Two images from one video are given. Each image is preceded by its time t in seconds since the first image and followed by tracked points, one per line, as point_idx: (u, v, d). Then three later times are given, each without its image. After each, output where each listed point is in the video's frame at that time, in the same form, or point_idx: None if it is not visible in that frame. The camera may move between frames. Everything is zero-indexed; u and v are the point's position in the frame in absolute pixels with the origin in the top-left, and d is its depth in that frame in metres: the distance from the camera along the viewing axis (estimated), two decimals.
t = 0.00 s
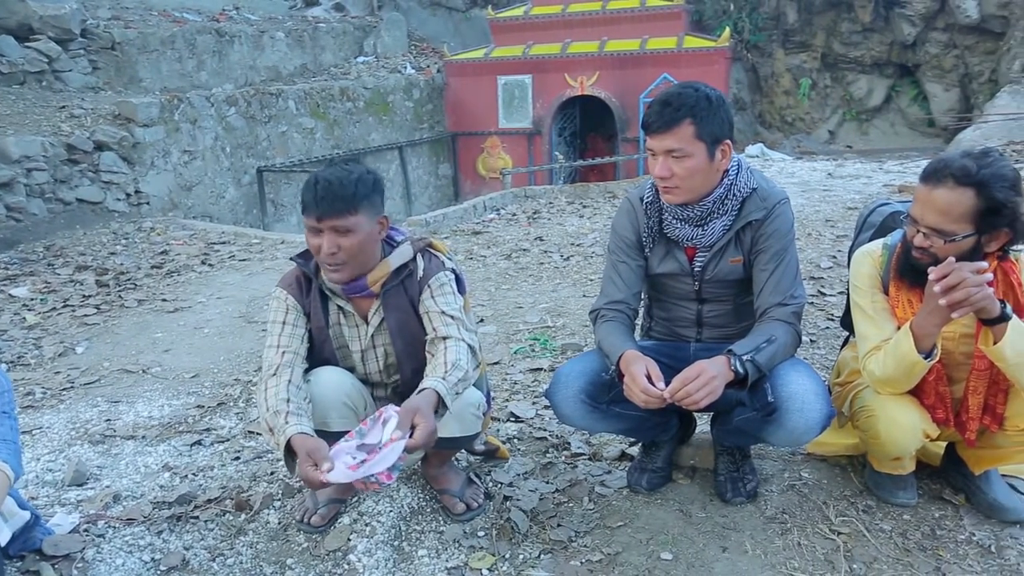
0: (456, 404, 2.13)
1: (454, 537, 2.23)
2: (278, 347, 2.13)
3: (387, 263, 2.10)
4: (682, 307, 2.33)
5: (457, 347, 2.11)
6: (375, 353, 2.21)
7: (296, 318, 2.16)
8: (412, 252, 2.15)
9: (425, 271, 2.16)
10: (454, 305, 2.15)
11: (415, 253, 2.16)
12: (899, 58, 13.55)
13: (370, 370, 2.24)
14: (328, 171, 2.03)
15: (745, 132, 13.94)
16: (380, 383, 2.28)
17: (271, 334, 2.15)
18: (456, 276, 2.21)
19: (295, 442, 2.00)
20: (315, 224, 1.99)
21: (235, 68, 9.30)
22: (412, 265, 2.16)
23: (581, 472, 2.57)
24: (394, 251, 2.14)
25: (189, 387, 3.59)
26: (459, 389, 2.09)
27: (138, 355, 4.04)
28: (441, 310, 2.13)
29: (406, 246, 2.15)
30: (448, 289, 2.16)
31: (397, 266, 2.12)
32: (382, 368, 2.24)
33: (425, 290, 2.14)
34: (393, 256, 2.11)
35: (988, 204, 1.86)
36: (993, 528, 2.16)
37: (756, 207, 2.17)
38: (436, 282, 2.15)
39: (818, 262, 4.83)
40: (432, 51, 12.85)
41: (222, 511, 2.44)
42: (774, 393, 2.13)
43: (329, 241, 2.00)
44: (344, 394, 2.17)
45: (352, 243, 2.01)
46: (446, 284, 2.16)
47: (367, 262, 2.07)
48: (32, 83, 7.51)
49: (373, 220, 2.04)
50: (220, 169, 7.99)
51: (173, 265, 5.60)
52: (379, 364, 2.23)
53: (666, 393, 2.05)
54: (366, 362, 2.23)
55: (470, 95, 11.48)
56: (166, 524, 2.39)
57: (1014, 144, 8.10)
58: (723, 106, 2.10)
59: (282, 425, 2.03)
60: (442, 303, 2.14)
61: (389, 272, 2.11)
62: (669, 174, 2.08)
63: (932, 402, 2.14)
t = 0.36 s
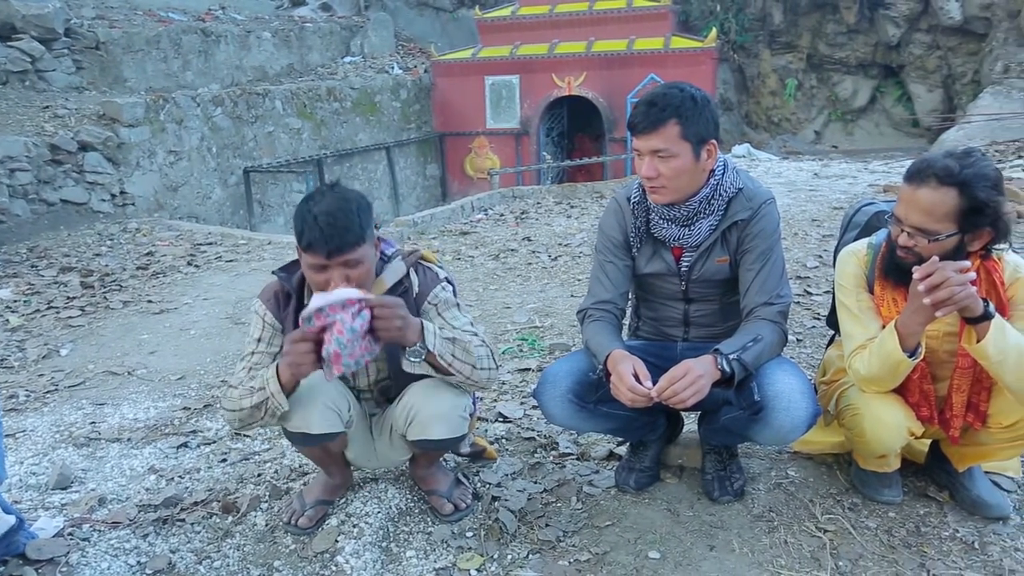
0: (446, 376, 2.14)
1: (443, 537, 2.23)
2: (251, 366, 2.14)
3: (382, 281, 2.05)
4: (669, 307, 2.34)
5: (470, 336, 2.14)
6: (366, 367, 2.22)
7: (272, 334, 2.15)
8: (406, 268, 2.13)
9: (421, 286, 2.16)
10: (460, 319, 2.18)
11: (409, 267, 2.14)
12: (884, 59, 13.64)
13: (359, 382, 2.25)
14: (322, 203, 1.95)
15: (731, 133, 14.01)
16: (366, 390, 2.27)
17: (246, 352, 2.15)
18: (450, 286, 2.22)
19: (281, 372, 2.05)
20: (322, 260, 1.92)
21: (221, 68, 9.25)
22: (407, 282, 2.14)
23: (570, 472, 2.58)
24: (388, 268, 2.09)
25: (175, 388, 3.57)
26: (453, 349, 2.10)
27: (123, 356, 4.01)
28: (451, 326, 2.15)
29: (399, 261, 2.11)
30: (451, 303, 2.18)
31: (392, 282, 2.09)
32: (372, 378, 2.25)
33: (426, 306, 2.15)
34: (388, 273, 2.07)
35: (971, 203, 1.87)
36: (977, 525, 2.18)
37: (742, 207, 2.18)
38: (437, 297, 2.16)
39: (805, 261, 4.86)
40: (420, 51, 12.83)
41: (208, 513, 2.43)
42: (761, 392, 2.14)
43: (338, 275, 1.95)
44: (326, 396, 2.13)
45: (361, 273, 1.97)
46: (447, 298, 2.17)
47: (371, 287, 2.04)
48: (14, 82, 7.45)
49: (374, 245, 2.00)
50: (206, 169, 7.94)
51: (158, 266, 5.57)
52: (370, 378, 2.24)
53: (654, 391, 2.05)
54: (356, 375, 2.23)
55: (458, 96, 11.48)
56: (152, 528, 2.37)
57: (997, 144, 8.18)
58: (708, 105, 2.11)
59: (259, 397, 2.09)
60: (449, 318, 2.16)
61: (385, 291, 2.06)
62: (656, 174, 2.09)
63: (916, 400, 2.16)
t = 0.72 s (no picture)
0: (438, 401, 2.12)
1: (431, 538, 2.23)
2: (244, 363, 2.13)
3: (369, 275, 2.08)
4: (657, 306, 2.35)
5: (454, 348, 2.11)
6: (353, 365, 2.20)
7: (266, 331, 2.15)
8: (394, 265, 2.13)
9: (409, 283, 2.14)
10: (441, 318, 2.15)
11: (397, 265, 2.14)
12: (869, 60, 13.73)
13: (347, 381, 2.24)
14: (309, 187, 2.00)
15: (719, 133, 14.07)
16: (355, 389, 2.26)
17: (240, 349, 2.14)
18: (439, 286, 2.20)
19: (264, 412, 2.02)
20: (297, 240, 1.96)
21: (208, 68, 9.21)
22: (395, 278, 2.13)
23: (558, 472, 2.58)
24: (376, 264, 2.11)
25: (162, 390, 3.55)
26: (446, 379, 2.07)
27: (109, 358, 3.99)
28: (435, 325, 2.13)
29: (388, 257, 2.12)
30: (436, 301, 2.16)
31: (380, 278, 2.10)
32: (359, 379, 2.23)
33: (411, 305, 2.13)
34: (375, 268, 2.09)
35: (955, 204, 1.89)
36: (961, 521, 2.19)
37: (729, 207, 2.18)
38: (424, 295, 2.14)
39: (792, 261, 4.88)
40: (408, 51, 12.81)
41: (195, 516, 2.41)
42: (748, 391, 2.15)
43: (311, 258, 1.96)
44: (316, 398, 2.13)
45: (335, 260, 1.97)
46: (433, 296, 2.15)
47: (350, 277, 2.04)
48: None
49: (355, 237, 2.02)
50: (193, 169, 7.90)
51: (145, 267, 5.54)
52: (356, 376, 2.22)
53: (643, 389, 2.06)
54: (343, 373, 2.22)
55: (446, 96, 11.47)
56: (138, 531, 2.36)
57: (980, 144, 8.26)
58: (695, 105, 2.12)
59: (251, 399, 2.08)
60: (432, 316, 2.14)
61: (372, 284, 2.09)
62: (643, 173, 2.09)
63: (902, 398, 2.17)
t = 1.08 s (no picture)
0: (424, 415, 2.10)
1: (423, 538, 2.23)
2: (237, 361, 2.13)
3: (355, 273, 2.08)
4: (648, 306, 2.35)
5: (435, 360, 2.09)
6: (342, 363, 2.20)
7: (258, 328, 2.15)
8: (382, 265, 2.12)
9: (397, 284, 2.13)
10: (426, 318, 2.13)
11: (385, 264, 2.13)
12: (859, 60, 13.79)
13: (337, 379, 2.23)
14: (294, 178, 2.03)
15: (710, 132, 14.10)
16: (345, 390, 2.25)
17: (232, 346, 2.14)
18: (427, 287, 2.19)
19: (253, 437, 1.99)
20: (276, 229, 1.99)
21: (198, 68, 9.17)
22: (382, 277, 2.13)
23: (550, 472, 2.58)
24: (364, 263, 2.11)
25: (152, 392, 3.53)
26: (428, 399, 2.05)
27: (99, 359, 3.97)
28: (418, 327, 2.11)
29: (376, 256, 2.12)
30: (422, 302, 2.14)
31: (367, 277, 2.10)
32: (349, 377, 2.22)
33: (397, 304, 2.12)
34: (362, 267, 2.09)
35: (944, 203, 1.89)
36: (950, 519, 2.21)
37: (719, 207, 2.19)
38: (410, 295, 2.12)
39: (782, 260, 4.89)
40: (399, 51, 12.79)
41: (186, 517, 2.40)
42: (739, 390, 2.15)
43: (289, 247, 1.98)
44: (305, 397, 2.13)
45: (313, 251, 1.98)
46: (420, 297, 2.13)
47: (330, 271, 2.04)
48: None
49: (337, 229, 2.02)
50: (183, 169, 7.87)
51: (135, 268, 5.51)
52: (346, 374, 2.21)
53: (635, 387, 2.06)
54: (332, 371, 2.22)
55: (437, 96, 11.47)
56: (129, 533, 2.35)
57: (969, 144, 8.30)
58: (687, 104, 2.13)
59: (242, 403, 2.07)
60: (416, 317, 2.12)
61: (358, 282, 2.08)
62: (632, 170, 2.09)
63: (891, 397, 2.18)
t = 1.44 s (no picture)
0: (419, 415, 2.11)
1: (418, 538, 2.22)
2: (230, 361, 2.12)
3: (350, 273, 2.07)
4: (643, 305, 2.35)
5: (427, 360, 2.09)
6: (336, 363, 2.19)
7: (250, 328, 2.14)
8: (374, 263, 2.11)
9: (389, 282, 2.13)
10: (418, 316, 2.12)
11: (378, 263, 2.13)
12: (852, 60, 13.83)
13: (330, 378, 2.22)
14: (290, 185, 1.99)
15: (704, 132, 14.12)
16: (339, 389, 2.25)
17: (225, 345, 2.13)
18: (420, 285, 2.19)
19: (246, 444, 1.98)
20: (282, 241, 1.95)
21: (192, 68, 9.15)
22: (375, 276, 2.12)
23: (545, 472, 2.58)
24: (357, 262, 2.10)
25: (146, 392, 3.52)
26: (423, 399, 2.06)
27: (92, 360, 3.95)
28: (410, 324, 2.11)
29: (369, 255, 2.12)
30: (414, 300, 2.14)
31: (360, 276, 2.09)
32: (342, 377, 2.21)
33: (389, 303, 2.11)
34: (356, 267, 2.08)
35: (936, 203, 1.90)
36: (943, 517, 2.22)
37: (714, 206, 2.19)
38: (402, 294, 2.12)
39: (777, 260, 4.90)
40: (393, 51, 12.77)
41: (180, 518, 2.40)
42: (734, 389, 2.16)
43: (299, 256, 1.97)
44: (299, 396, 2.13)
45: (321, 258, 1.99)
46: (412, 296, 2.13)
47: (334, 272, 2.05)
48: None
49: (337, 230, 2.02)
50: (177, 169, 7.85)
51: (128, 268, 5.49)
52: (339, 373, 2.21)
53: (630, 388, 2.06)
54: (326, 371, 2.21)
55: (431, 95, 11.46)
56: (122, 534, 2.34)
57: (962, 144, 8.34)
58: (681, 104, 2.12)
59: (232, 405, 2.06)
60: (409, 316, 2.11)
61: (351, 282, 2.07)
62: (631, 171, 2.09)
63: (885, 396, 2.19)
